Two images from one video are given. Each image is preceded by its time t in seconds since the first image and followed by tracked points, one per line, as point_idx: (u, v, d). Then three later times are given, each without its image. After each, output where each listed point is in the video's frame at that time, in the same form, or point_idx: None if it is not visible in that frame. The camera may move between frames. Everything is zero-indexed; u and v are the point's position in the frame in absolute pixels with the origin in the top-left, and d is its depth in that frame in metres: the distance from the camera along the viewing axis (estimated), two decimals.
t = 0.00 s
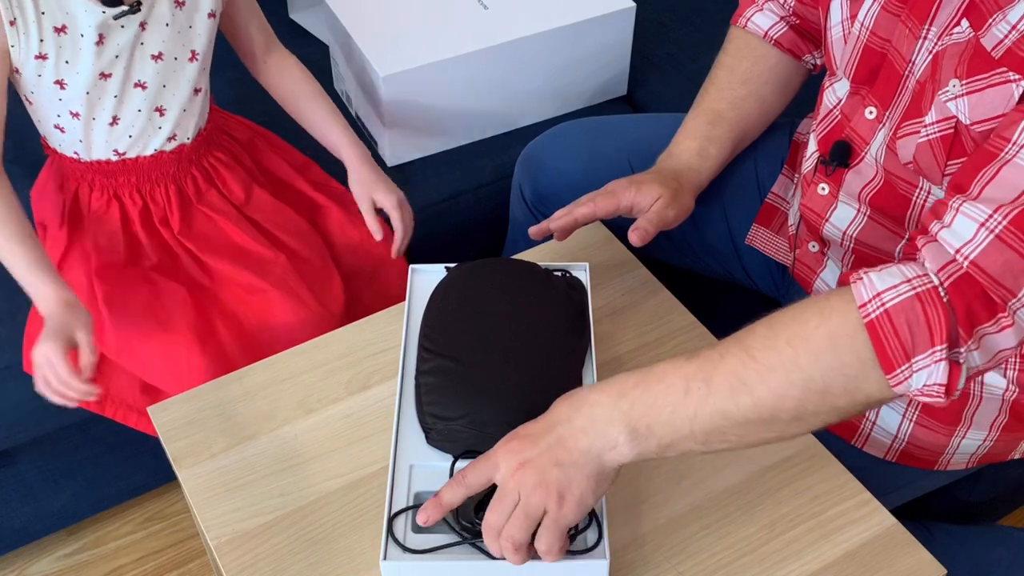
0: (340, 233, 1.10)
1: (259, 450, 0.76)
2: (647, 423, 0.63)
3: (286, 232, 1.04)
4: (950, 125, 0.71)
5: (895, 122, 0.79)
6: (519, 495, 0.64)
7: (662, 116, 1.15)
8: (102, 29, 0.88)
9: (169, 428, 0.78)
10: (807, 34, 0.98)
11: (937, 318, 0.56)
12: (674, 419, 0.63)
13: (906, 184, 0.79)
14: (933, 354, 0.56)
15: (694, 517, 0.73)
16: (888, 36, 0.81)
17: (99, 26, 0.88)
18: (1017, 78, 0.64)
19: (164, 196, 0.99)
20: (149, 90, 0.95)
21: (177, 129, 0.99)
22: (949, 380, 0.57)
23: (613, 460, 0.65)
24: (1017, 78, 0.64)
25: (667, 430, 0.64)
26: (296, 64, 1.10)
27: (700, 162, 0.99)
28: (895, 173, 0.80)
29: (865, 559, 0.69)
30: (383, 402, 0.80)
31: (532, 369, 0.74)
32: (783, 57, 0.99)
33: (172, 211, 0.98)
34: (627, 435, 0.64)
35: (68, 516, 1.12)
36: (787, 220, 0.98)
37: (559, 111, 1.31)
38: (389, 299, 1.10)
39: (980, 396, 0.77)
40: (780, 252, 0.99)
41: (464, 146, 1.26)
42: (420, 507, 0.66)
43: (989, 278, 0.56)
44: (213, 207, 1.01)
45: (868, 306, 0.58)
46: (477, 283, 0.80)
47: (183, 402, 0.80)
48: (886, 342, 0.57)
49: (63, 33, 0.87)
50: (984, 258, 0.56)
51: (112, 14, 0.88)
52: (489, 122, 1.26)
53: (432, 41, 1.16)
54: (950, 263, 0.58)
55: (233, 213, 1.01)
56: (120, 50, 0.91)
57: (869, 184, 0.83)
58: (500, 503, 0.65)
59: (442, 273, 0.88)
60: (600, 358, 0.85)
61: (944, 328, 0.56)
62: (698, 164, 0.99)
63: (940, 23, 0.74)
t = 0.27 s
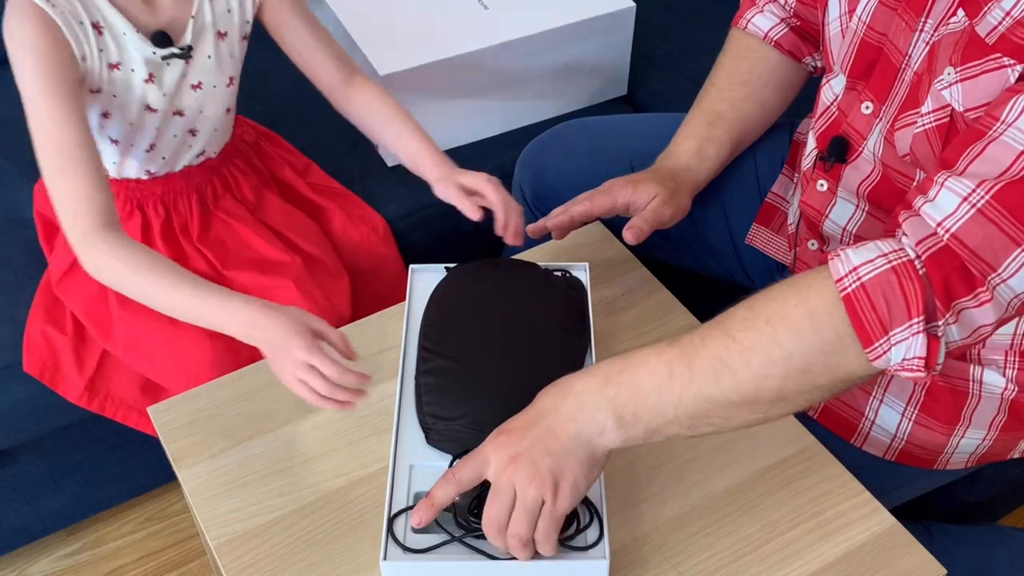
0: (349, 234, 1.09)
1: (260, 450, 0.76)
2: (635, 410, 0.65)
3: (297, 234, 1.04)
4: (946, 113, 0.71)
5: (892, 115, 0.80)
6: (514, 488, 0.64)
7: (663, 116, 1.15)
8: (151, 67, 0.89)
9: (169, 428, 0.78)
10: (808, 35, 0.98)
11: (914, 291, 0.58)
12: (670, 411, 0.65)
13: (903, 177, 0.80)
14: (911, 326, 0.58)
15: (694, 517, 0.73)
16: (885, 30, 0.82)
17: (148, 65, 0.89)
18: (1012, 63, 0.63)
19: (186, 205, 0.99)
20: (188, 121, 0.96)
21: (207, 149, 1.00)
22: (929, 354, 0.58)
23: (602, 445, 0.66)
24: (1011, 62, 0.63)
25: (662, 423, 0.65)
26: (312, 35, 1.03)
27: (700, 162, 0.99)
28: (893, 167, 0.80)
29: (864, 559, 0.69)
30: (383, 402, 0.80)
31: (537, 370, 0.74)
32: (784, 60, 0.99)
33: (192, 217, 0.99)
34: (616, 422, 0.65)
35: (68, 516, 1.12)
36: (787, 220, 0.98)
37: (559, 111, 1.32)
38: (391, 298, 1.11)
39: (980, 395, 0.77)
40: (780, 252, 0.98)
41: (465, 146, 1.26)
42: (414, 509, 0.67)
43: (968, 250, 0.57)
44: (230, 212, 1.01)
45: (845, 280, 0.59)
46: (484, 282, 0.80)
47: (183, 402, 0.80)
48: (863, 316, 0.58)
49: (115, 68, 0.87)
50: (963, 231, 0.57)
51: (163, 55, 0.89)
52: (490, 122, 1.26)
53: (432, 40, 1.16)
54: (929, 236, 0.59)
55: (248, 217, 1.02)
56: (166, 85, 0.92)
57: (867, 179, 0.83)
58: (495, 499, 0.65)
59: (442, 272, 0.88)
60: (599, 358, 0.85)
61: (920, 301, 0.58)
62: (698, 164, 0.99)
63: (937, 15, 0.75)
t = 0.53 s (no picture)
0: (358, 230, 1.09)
1: (260, 450, 0.76)
2: (634, 410, 0.66)
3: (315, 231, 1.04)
4: (940, 101, 0.71)
5: (888, 106, 0.80)
6: (515, 490, 0.64)
7: (663, 117, 1.15)
8: (213, 107, 0.91)
9: (169, 428, 0.78)
10: (806, 37, 0.99)
11: (904, 267, 0.58)
12: (669, 409, 0.65)
13: (899, 169, 0.79)
14: (904, 304, 0.58)
15: (694, 517, 0.73)
16: (878, 25, 0.83)
17: (211, 104, 0.90)
18: (1005, 46, 0.63)
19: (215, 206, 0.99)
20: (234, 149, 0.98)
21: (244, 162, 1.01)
22: (923, 331, 0.58)
23: (603, 449, 0.67)
24: (1004, 45, 0.63)
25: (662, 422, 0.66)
26: (380, 14, 0.94)
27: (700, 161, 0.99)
28: (889, 159, 0.80)
29: (865, 559, 0.69)
30: (382, 402, 0.80)
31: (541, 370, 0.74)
32: (782, 62, 1.00)
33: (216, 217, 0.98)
34: (616, 422, 0.66)
35: (68, 516, 1.12)
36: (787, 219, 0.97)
37: (560, 110, 1.32)
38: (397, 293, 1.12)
39: (979, 393, 0.77)
40: (779, 251, 0.98)
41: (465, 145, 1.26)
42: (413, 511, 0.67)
43: (958, 227, 0.57)
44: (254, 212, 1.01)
45: (834, 261, 0.59)
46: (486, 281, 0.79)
47: (183, 402, 0.80)
48: (854, 295, 0.58)
49: (185, 106, 0.89)
50: (954, 208, 0.57)
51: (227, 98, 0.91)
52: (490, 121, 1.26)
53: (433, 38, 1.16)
54: (920, 214, 0.58)
55: (272, 216, 1.01)
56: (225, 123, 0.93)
57: (864, 173, 0.83)
58: (497, 501, 0.65)
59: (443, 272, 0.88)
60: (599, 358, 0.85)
61: (911, 276, 0.57)
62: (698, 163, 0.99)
63: (929, 7, 0.76)
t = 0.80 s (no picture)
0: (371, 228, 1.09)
1: (260, 450, 0.76)
2: (640, 416, 0.66)
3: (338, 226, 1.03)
4: (934, 96, 0.72)
5: (884, 102, 0.80)
6: (518, 495, 0.65)
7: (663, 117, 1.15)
8: (261, 122, 0.90)
9: (170, 427, 0.78)
10: (791, 42, 0.99)
11: (905, 266, 0.57)
12: (665, 406, 0.65)
13: (896, 164, 0.80)
14: (906, 301, 0.57)
15: (694, 517, 0.73)
16: (873, 20, 0.82)
17: (260, 121, 0.89)
18: (996, 39, 0.63)
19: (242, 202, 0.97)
20: (279, 152, 0.97)
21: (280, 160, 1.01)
22: (926, 329, 0.58)
23: (610, 455, 0.67)
24: (995, 38, 0.63)
25: (660, 421, 0.66)
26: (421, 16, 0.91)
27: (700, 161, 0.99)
28: (886, 155, 0.81)
29: (865, 559, 0.69)
30: (382, 402, 0.80)
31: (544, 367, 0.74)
32: (767, 68, 1.00)
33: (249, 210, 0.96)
34: (622, 429, 0.66)
35: (68, 516, 1.12)
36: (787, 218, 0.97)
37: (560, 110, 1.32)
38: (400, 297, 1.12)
39: (977, 392, 0.77)
40: (779, 250, 0.98)
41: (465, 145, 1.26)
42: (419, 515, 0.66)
43: (956, 223, 0.57)
44: (287, 205, 0.99)
45: (834, 261, 0.59)
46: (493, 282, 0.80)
47: (183, 402, 0.80)
48: (856, 294, 0.58)
49: (232, 125, 0.88)
50: (951, 205, 0.57)
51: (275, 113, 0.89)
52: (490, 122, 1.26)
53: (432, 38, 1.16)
54: (918, 211, 0.58)
55: (306, 213, 0.99)
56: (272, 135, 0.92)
57: (861, 169, 0.83)
58: (500, 505, 0.65)
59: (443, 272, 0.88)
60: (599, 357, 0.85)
61: (912, 274, 0.57)
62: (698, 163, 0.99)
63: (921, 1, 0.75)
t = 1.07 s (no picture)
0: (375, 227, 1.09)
1: (260, 450, 0.76)
2: (644, 418, 0.66)
3: (343, 225, 1.03)
4: (933, 92, 0.72)
5: (880, 98, 0.81)
6: (522, 496, 0.65)
7: (663, 117, 1.15)
8: (276, 139, 0.90)
9: (170, 427, 0.78)
10: (789, 44, 0.99)
11: (909, 268, 0.57)
12: (673, 412, 0.65)
13: (894, 161, 0.80)
14: (911, 304, 0.57)
15: (694, 516, 0.73)
16: (866, 15, 0.82)
17: (274, 139, 0.89)
18: (994, 36, 0.64)
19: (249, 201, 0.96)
20: (289, 160, 0.97)
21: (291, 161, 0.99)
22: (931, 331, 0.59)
23: (615, 458, 0.67)
24: (994, 35, 0.63)
25: (664, 424, 0.66)
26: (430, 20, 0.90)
27: (700, 162, 0.99)
28: (884, 151, 0.81)
29: (864, 560, 0.69)
30: (382, 402, 0.80)
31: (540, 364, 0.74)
32: (767, 70, 1.00)
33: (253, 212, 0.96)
34: (627, 434, 0.66)
35: (68, 516, 1.12)
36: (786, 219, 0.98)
37: (559, 110, 1.32)
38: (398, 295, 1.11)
39: (977, 392, 0.77)
40: (779, 250, 0.98)
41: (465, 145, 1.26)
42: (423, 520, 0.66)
43: (961, 226, 0.57)
44: (294, 207, 0.99)
45: (839, 264, 0.59)
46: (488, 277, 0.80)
47: (183, 402, 0.80)
48: (861, 298, 0.58)
49: (245, 145, 0.88)
50: (954, 207, 0.56)
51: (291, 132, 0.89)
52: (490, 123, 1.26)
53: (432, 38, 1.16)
54: (922, 214, 0.58)
55: (313, 215, 1.00)
56: (286, 148, 0.92)
57: (858, 165, 0.84)
58: (501, 506, 0.65)
59: (442, 272, 0.88)
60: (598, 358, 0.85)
61: (916, 276, 0.57)
62: (698, 164, 0.99)
63: None
